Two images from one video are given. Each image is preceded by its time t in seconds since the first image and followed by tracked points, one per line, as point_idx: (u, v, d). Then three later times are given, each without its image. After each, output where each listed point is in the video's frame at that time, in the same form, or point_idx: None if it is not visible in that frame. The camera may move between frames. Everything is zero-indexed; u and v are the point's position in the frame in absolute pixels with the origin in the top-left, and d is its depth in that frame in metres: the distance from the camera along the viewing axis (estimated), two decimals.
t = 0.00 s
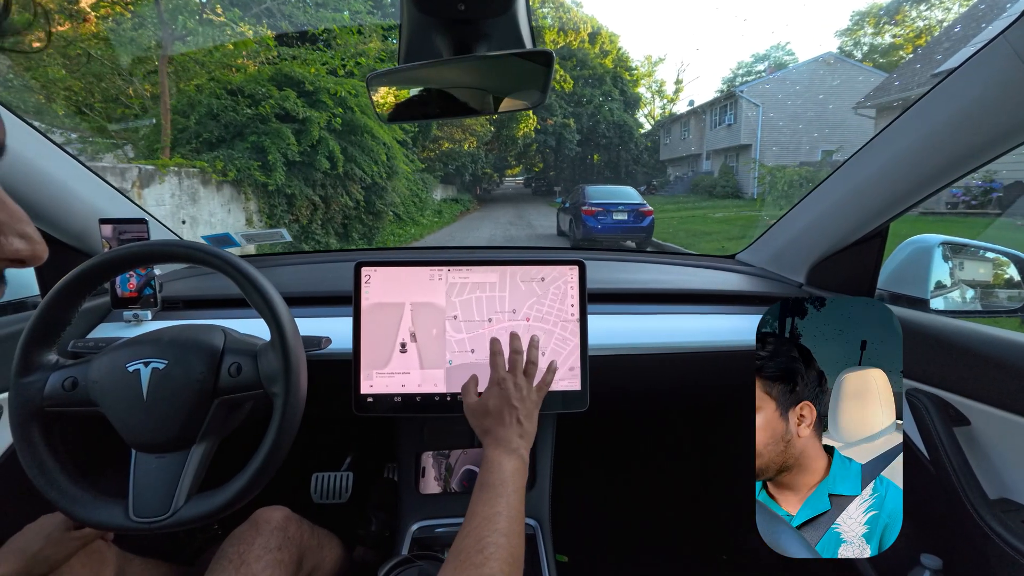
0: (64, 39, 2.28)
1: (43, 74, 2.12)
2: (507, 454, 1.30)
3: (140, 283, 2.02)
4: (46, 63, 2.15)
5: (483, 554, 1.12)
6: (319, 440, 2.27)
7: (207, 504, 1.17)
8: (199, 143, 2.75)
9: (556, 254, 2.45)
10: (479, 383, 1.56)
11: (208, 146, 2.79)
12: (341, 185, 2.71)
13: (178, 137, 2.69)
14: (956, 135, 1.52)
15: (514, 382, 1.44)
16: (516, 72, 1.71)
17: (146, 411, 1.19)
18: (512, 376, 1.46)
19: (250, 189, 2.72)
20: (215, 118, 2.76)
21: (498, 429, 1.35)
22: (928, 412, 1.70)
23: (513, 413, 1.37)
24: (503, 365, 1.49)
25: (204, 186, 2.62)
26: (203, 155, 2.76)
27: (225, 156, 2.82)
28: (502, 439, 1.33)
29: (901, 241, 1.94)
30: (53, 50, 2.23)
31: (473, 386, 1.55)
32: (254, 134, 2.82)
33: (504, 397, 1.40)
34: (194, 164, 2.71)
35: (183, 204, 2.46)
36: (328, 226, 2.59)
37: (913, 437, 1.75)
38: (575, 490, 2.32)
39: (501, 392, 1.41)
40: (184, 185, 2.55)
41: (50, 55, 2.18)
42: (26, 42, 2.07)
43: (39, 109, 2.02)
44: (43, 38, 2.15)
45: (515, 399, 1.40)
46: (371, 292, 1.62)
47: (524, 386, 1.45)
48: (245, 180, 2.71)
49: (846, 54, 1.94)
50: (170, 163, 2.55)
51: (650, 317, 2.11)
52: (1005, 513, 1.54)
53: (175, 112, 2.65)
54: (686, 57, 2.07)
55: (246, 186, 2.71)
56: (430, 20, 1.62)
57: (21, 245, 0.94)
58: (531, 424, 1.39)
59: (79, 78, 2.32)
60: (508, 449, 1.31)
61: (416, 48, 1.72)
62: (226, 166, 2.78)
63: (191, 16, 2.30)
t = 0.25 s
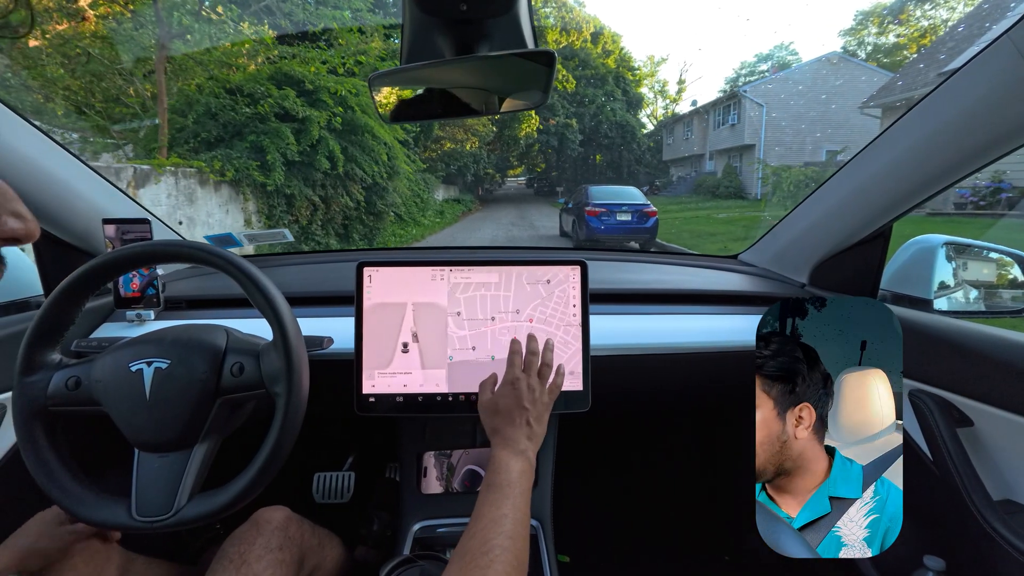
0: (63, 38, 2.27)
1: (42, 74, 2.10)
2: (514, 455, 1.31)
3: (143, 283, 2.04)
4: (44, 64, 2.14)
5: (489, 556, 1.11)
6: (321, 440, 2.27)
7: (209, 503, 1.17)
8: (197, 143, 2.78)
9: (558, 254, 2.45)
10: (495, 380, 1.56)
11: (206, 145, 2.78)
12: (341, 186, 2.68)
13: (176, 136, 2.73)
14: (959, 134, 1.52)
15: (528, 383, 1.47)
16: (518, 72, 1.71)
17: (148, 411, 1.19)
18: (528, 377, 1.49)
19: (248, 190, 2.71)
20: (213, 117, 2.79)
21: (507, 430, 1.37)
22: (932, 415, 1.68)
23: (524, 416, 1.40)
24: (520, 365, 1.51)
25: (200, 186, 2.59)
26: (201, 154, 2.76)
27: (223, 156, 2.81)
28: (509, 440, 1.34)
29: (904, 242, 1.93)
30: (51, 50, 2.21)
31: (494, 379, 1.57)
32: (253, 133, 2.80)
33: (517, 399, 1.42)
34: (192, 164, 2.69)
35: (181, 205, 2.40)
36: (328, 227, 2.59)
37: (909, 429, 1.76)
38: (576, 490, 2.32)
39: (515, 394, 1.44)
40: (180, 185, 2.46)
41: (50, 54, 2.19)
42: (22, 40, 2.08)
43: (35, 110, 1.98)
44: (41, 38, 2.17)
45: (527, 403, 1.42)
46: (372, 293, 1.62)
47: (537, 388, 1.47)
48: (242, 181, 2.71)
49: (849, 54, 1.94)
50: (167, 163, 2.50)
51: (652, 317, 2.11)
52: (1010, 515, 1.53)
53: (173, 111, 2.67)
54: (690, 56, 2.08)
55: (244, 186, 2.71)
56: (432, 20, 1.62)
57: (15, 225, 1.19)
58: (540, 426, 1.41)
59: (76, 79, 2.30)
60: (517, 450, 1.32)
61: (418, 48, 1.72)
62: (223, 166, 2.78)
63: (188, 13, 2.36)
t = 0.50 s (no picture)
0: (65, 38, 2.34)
1: (39, 72, 2.08)
2: (521, 455, 1.31)
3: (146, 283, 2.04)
4: (42, 64, 2.11)
5: (493, 559, 1.11)
6: (322, 440, 2.28)
7: (211, 502, 1.17)
8: (195, 143, 2.83)
9: (559, 254, 2.45)
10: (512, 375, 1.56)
11: (205, 145, 2.87)
12: (341, 186, 2.76)
13: (174, 136, 2.71)
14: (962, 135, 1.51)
15: (544, 385, 1.45)
16: (520, 73, 1.71)
17: (150, 410, 1.20)
18: (545, 378, 1.47)
19: (247, 190, 2.84)
20: (213, 117, 2.86)
21: (516, 429, 1.36)
22: (936, 417, 1.67)
23: (536, 417, 1.38)
24: (537, 365, 1.51)
25: (198, 186, 2.60)
26: (199, 154, 2.84)
27: (222, 155, 2.92)
28: (518, 441, 1.33)
29: (908, 242, 1.92)
30: (49, 50, 2.20)
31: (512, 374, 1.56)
32: (252, 133, 2.94)
33: (532, 399, 1.40)
34: (190, 164, 2.72)
35: (178, 205, 2.40)
36: (330, 228, 2.59)
37: (910, 428, 1.75)
38: (577, 491, 2.31)
39: (530, 393, 1.41)
40: (177, 185, 2.45)
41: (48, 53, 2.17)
42: (21, 39, 2.14)
43: (32, 109, 1.95)
44: (39, 36, 2.23)
45: (541, 404, 1.41)
46: (374, 292, 1.62)
47: (551, 390, 1.46)
48: (242, 180, 2.84)
49: (852, 53, 1.93)
50: (166, 162, 2.53)
51: (653, 318, 2.11)
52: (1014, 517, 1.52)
53: (173, 111, 2.68)
54: (692, 57, 2.07)
55: (243, 186, 2.85)
56: (435, 21, 1.62)
57: None
58: (550, 429, 1.41)
59: (76, 79, 2.30)
60: (523, 451, 1.32)
61: (420, 48, 1.72)
62: (222, 166, 2.90)
63: (183, 10, 2.22)
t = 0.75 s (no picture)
0: (64, 37, 2.33)
1: (40, 73, 2.08)
2: (518, 458, 1.31)
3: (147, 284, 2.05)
4: (41, 63, 2.12)
5: (488, 560, 1.11)
6: (324, 440, 2.28)
7: (211, 502, 1.17)
8: (194, 143, 2.84)
9: (560, 254, 2.45)
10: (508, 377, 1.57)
11: (205, 144, 2.87)
12: (342, 186, 2.72)
13: (173, 136, 2.74)
14: (964, 135, 1.50)
15: (538, 386, 1.45)
16: (520, 73, 1.71)
17: (151, 410, 1.20)
18: (539, 379, 1.48)
19: (246, 189, 2.82)
20: (213, 117, 2.86)
21: (512, 431, 1.36)
22: (938, 418, 1.67)
23: (530, 419, 1.39)
24: (532, 366, 1.51)
25: (197, 187, 2.59)
26: (199, 154, 2.83)
27: (221, 155, 2.88)
28: (514, 442, 1.34)
29: (911, 242, 1.92)
30: (49, 50, 2.21)
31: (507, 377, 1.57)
32: (252, 133, 2.88)
33: (526, 400, 1.41)
34: (188, 163, 2.71)
35: (176, 205, 2.40)
36: (330, 229, 2.60)
37: (912, 429, 1.76)
38: (578, 491, 2.31)
39: (524, 394, 1.42)
40: (175, 185, 2.44)
41: (49, 53, 2.19)
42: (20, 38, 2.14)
43: (33, 110, 1.94)
44: (37, 35, 2.23)
45: (536, 406, 1.41)
46: (376, 292, 1.63)
47: (547, 391, 1.46)
48: (242, 180, 2.81)
49: (854, 53, 1.94)
50: (164, 162, 2.53)
51: (655, 318, 2.10)
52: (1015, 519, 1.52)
53: (172, 111, 2.72)
54: (693, 57, 2.06)
55: (242, 186, 2.81)
56: (436, 22, 1.62)
57: None
58: (544, 432, 1.41)
59: (77, 79, 2.31)
60: (519, 453, 1.32)
61: (421, 48, 1.72)
62: (221, 166, 2.87)
63: (182, 8, 2.27)
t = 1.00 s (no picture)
0: (64, 37, 2.25)
1: (40, 73, 2.07)
2: (522, 458, 1.31)
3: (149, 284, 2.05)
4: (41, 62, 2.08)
5: (492, 561, 1.11)
6: (326, 440, 2.28)
7: (213, 502, 1.18)
8: (194, 142, 2.78)
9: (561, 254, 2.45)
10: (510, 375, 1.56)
11: (205, 144, 2.82)
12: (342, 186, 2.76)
13: (173, 136, 2.67)
14: (968, 135, 1.50)
15: (541, 387, 1.44)
16: (521, 73, 1.71)
17: (153, 410, 1.20)
18: (542, 380, 1.47)
19: (246, 190, 2.83)
20: (213, 117, 2.79)
21: (515, 431, 1.36)
22: (940, 418, 1.66)
23: (532, 419, 1.38)
24: (535, 366, 1.50)
25: (196, 186, 2.62)
26: (198, 154, 2.79)
27: (220, 156, 2.86)
28: (516, 443, 1.34)
29: (913, 243, 1.91)
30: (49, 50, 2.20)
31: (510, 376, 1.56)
32: (251, 133, 2.88)
33: (528, 401, 1.41)
34: (188, 163, 2.70)
35: (175, 205, 2.40)
36: (331, 230, 2.61)
37: (913, 428, 1.77)
38: (579, 492, 2.31)
39: (527, 394, 1.42)
40: (174, 185, 2.45)
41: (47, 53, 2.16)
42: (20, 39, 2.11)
43: (33, 110, 1.94)
44: (38, 35, 2.18)
45: (539, 406, 1.41)
46: (377, 292, 1.63)
47: (549, 392, 1.45)
48: (242, 180, 2.82)
49: (856, 54, 1.94)
50: (164, 162, 2.54)
51: (656, 319, 2.10)
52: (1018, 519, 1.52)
53: (172, 111, 2.66)
54: (695, 57, 2.05)
55: (242, 186, 2.83)
56: (437, 22, 1.62)
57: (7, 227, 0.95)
58: (548, 431, 1.41)
59: (77, 79, 2.29)
60: (522, 453, 1.32)
61: (423, 48, 1.71)
62: (221, 166, 2.86)
63: (181, 8, 2.19)
